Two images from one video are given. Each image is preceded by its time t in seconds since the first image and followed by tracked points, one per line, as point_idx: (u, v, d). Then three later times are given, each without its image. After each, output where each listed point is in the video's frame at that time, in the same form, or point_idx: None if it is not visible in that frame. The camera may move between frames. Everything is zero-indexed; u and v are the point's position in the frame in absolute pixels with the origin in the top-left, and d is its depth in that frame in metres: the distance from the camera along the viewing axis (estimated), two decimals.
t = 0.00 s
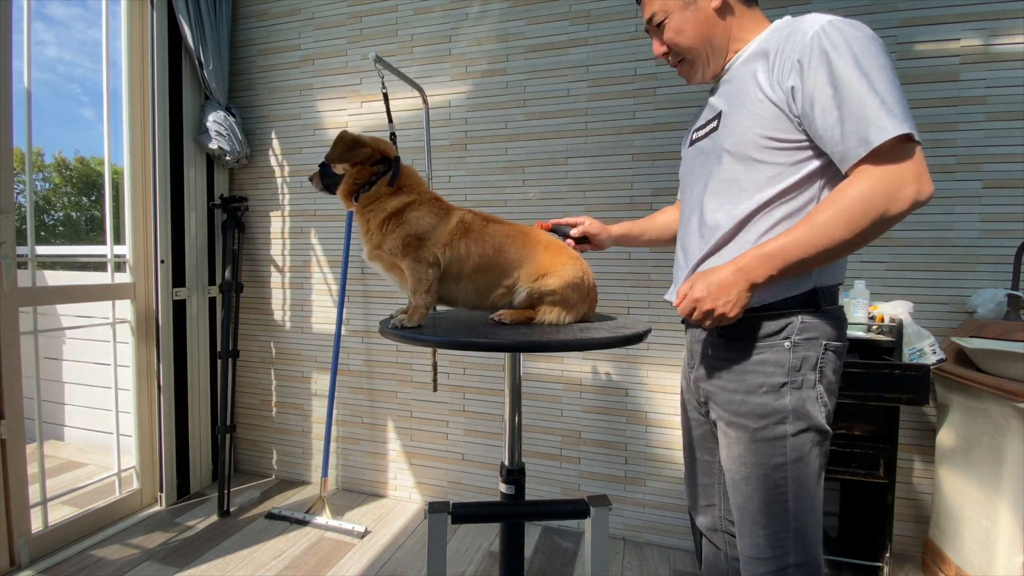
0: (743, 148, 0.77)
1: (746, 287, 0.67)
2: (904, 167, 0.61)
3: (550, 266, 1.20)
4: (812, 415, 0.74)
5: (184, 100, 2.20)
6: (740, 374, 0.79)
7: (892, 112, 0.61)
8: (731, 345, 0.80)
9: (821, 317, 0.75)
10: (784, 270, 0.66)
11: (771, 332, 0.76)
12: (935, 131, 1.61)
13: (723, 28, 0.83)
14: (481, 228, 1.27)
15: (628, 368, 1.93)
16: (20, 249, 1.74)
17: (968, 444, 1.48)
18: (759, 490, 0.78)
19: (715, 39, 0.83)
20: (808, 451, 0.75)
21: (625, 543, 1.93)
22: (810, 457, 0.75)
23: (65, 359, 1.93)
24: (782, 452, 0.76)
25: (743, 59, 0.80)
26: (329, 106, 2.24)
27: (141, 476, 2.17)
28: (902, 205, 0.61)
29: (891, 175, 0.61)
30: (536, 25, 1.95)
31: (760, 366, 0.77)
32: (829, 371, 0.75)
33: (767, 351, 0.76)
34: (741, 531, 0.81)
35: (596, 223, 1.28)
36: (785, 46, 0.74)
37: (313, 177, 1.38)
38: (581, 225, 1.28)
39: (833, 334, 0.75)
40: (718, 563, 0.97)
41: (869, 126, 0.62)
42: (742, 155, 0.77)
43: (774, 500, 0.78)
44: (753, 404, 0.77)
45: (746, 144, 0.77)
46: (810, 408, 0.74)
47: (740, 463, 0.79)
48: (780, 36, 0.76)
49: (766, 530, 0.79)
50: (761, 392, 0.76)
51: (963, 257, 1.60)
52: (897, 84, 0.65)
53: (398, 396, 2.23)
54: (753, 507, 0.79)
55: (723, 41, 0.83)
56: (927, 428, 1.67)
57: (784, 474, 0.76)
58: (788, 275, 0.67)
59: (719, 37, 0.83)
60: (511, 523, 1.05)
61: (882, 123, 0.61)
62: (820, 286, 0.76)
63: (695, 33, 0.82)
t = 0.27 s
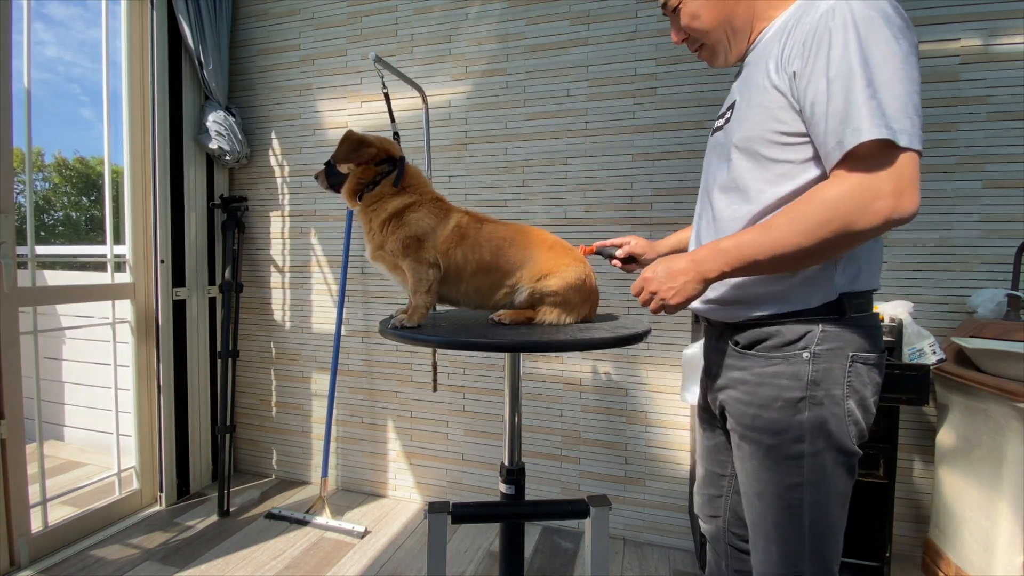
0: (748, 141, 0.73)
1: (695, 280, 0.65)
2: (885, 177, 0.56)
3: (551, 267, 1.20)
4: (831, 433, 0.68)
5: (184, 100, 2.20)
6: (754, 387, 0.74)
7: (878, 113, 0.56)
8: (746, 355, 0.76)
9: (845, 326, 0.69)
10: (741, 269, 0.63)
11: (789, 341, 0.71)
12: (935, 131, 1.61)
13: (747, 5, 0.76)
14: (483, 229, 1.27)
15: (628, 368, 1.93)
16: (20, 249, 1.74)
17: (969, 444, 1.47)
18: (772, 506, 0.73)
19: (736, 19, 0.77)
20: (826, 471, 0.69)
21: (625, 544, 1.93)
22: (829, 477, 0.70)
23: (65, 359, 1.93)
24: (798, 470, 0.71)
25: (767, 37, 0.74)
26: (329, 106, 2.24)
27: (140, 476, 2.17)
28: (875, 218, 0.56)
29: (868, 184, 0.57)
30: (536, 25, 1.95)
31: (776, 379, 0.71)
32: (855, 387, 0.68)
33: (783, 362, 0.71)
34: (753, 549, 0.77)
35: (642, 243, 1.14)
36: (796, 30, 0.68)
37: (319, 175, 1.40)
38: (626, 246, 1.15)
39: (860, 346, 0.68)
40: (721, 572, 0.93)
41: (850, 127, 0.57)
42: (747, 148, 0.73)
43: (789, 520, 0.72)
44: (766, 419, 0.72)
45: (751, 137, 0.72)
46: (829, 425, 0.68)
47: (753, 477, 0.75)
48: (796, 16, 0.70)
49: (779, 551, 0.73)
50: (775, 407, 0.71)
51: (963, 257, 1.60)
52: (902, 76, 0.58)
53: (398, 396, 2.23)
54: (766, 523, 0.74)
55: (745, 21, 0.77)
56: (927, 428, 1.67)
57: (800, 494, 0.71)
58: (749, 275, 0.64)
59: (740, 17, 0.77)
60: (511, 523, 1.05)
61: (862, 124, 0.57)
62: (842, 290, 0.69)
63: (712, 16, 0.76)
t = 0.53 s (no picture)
0: (772, 135, 0.69)
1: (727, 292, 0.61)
2: (938, 167, 0.52)
3: (549, 266, 1.20)
4: (838, 443, 0.68)
5: (184, 100, 2.21)
6: (761, 394, 0.73)
7: (928, 99, 0.52)
8: (753, 361, 0.75)
9: (857, 333, 0.68)
10: (777, 277, 0.59)
11: (797, 347, 0.70)
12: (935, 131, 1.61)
13: None
14: (481, 229, 1.27)
15: (628, 368, 1.93)
16: (20, 249, 1.74)
17: (968, 444, 1.47)
18: (775, 515, 0.73)
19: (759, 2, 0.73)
20: (831, 481, 0.69)
21: (625, 544, 1.93)
22: (834, 486, 0.70)
23: (65, 359, 1.93)
24: (802, 480, 0.71)
25: (796, 23, 0.71)
26: (329, 106, 2.24)
27: (140, 476, 2.17)
28: (931, 213, 0.52)
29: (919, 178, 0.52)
30: (536, 25, 1.95)
31: (783, 387, 0.71)
32: (864, 397, 0.68)
33: (791, 370, 0.70)
34: (755, 556, 0.77)
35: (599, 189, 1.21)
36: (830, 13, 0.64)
37: (315, 175, 1.39)
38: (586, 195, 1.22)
39: (871, 355, 0.68)
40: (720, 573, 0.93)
41: (896, 116, 0.53)
42: (770, 143, 0.70)
43: (792, 528, 0.72)
44: (772, 427, 0.72)
45: (776, 130, 0.69)
46: (836, 434, 0.68)
47: (757, 484, 0.75)
48: None
49: (781, 559, 0.73)
50: (782, 415, 0.71)
51: (963, 257, 1.60)
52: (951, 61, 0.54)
53: (398, 396, 2.23)
54: (768, 532, 0.74)
55: (769, 4, 0.73)
56: (927, 428, 1.67)
57: (805, 502, 0.71)
58: (787, 284, 0.60)
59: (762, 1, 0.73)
60: (511, 524, 1.04)
61: (911, 111, 0.52)
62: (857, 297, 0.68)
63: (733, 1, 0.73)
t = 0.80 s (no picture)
0: (798, 131, 0.69)
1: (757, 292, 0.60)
2: (976, 177, 0.53)
3: (549, 266, 1.21)
4: (856, 445, 0.68)
5: (184, 100, 2.21)
6: (777, 398, 0.72)
7: (979, 104, 0.52)
8: (769, 363, 0.74)
9: (875, 334, 0.68)
10: (808, 279, 0.59)
11: (817, 349, 0.70)
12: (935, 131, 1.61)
13: None
14: (480, 229, 1.27)
15: (628, 368, 1.93)
16: (20, 249, 1.74)
17: (968, 444, 1.47)
18: (790, 519, 0.73)
19: None
20: (847, 482, 0.69)
21: (625, 544, 1.93)
22: (848, 489, 0.70)
23: (65, 359, 1.93)
24: (819, 482, 0.70)
25: (822, 18, 0.70)
26: (329, 106, 2.24)
27: (140, 476, 2.17)
28: (966, 221, 0.53)
29: (958, 186, 0.53)
30: (536, 25, 1.95)
31: (802, 390, 0.70)
32: (880, 398, 0.68)
33: (810, 373, 0.70)
34: (767, 560, 0.76)
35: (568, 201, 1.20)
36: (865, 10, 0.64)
37: (314, 175, 1.39)
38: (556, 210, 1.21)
39: (888, 356, 0.68)
40: (721, 572, 0.93)
41: (947, 119, 0.53)
42: (795, 139, 0.69)
43: (806, 533, 0.72)
44: (791, 431, 0.71)
45: (803, 126, 0.68)
46: (855, 437, 0.67)
47: (772, 488, 0.74)
48: None
49: (794, 563, 0.73)
50: (800, 418, 0.70)
51: (963, 257, 1.60)
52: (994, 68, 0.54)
53: (398, 396, 2.23)
54: (782, 536, 0.74)
55: None
56: (927, 428, 1.67)
57: (820, 506, 0.71)
58: (815, 285, 0.59)
59: None
60: (511, 524, 1.04)
61: (964, 116, 0.52)
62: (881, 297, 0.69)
63: None
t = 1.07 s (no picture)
0: (790, 132, 0.67)
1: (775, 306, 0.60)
2: (991, 166, 0.51)
3: (551, 267, 1.21)
4: (850, 448, 0.67)
5: (184, 100, 2.21)
6: (772, 399, 0.72)
7: (979, 94, 0.51)
8: (763, 365, 0.74)
9: (871, 337, 0.67)
10: (827, 287, 0.58)
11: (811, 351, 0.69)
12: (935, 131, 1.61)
13: None
14: (484, 229, 1.27)
15: (628, 367, 1.93)
16: (20, 249, 1.74)
17: (969, 444, 1.47)
18: (784, 521, 0.72)
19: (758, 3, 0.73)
20: (842, 485, 0.69)
21: (625, 544, 1.93)
22: (844, 492, 0.69)
23: (65, 359, 1.93)
24: (813, 485, 0.70)
25: (805, 21, 0.69)
26: (329, 106, 2.24)
27: (140, 476, 2.17)
28: (985, 212, 0.51)
29: (973, 177, 0.51)
30: (536, 25, 1.95)
31: (796, 392, 0.70)
32: (875, 401, 0.67)
33: (804, 375, 0.69)
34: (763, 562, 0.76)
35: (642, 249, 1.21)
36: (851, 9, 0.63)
37: (316, 174, 1.40)
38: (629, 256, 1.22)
39: (884, 359, 0.67)
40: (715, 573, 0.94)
41: (946, 111, 0.52)
42: (788, 141, 0.68)
43: (801, 535, 0.72)
44: (784, 433, 0.70)
45: (795, 128, 0.67)
46: (850, 440, 0.67)
47: (766, 490, 0.74)
48: None
49: (789, 565, 0.73)
50: (794, 420, 0.70)
51: (963, 257, 1.60)
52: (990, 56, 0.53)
53: (398, 396, 2.23)
54: (777, 539, 0.73)
55: (769, 3, 0.73)
56: (927, 428, 1.67)
57: (815, 509, 0.70)
58: (836, 293, 0.59)
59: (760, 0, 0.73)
60: (511, 524, 1.05)
61: (964, 107, 0.51)
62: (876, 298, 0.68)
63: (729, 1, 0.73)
